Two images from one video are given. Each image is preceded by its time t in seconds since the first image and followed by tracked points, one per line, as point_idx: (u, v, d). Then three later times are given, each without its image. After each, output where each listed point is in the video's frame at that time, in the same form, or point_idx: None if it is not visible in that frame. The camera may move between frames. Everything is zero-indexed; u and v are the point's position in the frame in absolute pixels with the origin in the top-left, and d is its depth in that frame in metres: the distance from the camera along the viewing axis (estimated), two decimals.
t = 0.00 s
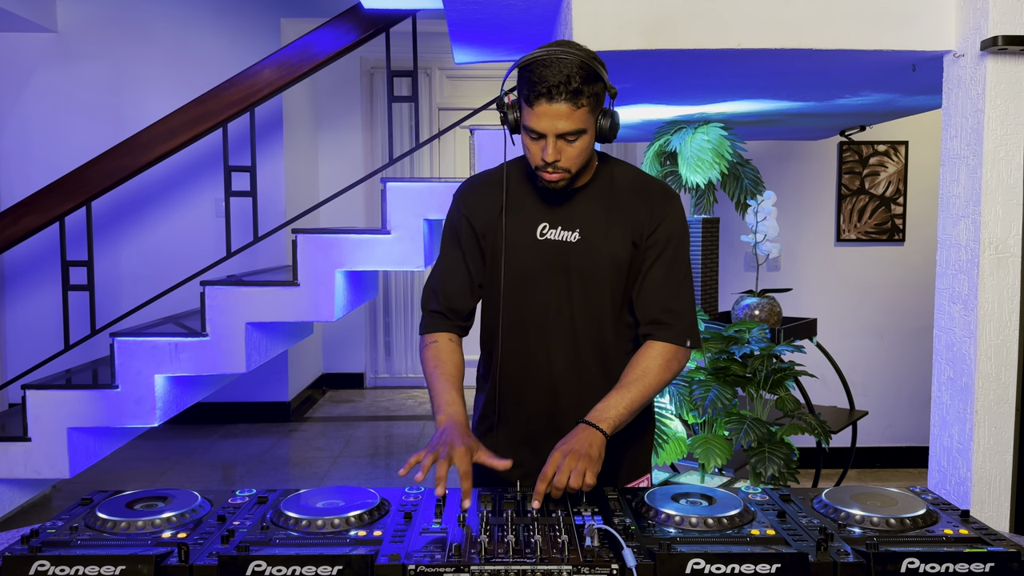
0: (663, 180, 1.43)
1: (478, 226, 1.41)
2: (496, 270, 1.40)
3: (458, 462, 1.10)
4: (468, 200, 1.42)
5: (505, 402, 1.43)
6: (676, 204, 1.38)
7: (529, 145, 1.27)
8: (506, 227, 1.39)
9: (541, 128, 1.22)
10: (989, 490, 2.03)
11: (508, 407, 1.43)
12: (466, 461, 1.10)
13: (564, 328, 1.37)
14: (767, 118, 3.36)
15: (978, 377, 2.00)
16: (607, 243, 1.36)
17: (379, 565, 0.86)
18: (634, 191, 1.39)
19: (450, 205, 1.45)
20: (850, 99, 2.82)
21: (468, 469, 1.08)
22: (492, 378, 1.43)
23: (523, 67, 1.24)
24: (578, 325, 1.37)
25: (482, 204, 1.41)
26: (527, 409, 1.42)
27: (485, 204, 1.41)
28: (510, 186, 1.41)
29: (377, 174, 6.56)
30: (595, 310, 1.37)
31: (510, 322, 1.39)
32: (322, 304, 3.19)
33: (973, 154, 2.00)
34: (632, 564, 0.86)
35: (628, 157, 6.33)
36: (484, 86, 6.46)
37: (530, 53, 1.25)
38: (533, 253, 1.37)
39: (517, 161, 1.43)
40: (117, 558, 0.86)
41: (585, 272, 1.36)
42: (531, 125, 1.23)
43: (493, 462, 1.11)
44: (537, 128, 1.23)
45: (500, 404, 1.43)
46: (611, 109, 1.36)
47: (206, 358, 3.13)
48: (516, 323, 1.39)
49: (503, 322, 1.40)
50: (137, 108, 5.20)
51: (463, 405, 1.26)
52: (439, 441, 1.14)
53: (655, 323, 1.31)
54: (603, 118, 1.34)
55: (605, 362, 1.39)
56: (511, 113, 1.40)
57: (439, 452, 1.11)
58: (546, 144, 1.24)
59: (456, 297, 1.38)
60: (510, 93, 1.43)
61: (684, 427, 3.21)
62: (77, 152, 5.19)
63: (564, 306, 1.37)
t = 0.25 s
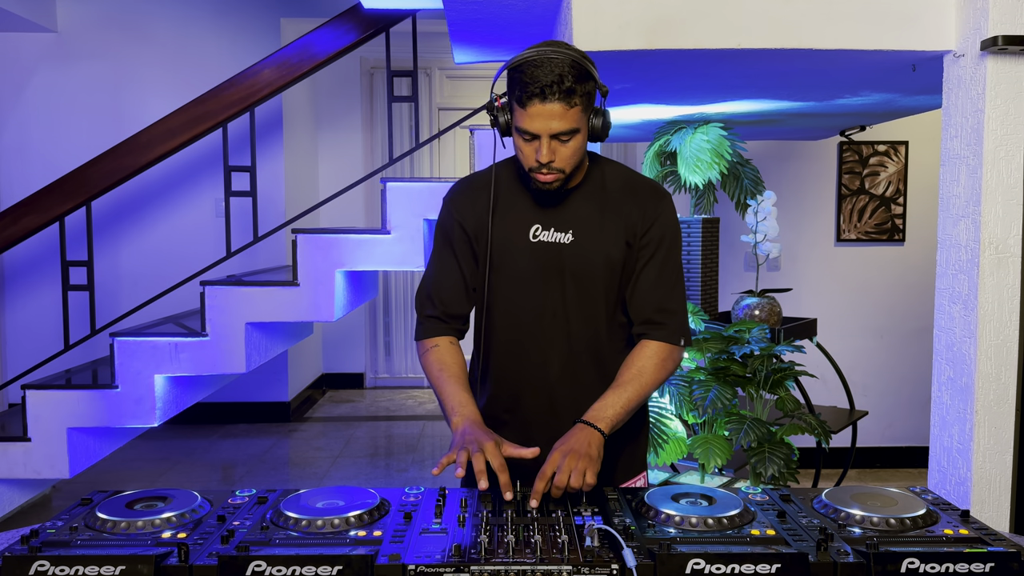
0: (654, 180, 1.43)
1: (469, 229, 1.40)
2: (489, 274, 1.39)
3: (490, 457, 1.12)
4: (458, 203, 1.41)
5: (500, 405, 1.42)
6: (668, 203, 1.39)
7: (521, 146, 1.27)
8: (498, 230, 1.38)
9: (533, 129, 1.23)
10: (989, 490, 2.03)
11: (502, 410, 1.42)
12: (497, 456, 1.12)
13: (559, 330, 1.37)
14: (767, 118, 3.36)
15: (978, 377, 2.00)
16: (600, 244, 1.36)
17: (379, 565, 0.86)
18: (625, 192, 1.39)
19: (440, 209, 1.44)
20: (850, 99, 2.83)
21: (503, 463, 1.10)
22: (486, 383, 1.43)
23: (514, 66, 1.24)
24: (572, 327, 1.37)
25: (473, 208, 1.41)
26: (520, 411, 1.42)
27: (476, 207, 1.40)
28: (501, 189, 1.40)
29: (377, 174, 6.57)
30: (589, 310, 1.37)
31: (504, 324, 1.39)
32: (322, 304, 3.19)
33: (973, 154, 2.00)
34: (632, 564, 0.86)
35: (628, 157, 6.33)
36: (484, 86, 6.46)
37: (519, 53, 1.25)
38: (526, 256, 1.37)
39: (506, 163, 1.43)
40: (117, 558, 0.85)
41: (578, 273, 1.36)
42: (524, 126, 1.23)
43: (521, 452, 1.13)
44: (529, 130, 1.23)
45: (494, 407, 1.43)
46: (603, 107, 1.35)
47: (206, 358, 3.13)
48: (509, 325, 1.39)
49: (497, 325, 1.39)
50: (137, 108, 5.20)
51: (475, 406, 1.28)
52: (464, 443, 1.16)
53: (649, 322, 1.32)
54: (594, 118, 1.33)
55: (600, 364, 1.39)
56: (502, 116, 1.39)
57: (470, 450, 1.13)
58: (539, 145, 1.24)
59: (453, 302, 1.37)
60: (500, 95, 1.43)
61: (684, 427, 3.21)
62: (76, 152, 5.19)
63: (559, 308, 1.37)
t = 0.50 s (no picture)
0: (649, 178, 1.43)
1: (463, 231, 1.41)
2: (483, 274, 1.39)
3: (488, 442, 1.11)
4: (452, 203, 1.42)
5: (497, 406, 1.42)
6: (663, 201, 1.39)
7: (516, 150, 1.27)
8: (493, 230, 1.38)
9: (529, 132, 1.22)
10: (989, 490, 2.03)
11: (500, 410, 1.42)
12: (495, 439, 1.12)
13: (555, 330, 1.37)
14: (767, 118, 3.36)
15: (978, 377, 2.00)
16: (596, 243, 1.36)
17: (379, 565, 0.86)
18: (620, 190, 1.39)
19: (434, 210, 1.44)
20: (850, 99, 2.83)
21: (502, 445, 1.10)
22: (482, 384, 1.42)
23: (505, 71, 1.23)
24: (569, 326, 1.37)
25: (466, 208, 1.41)
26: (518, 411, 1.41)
27: (469, 209, 1.41)
28: (495, 189, 1.41)
29: (377, 174, 6.57)
30: (585, 309, 1.37)
31: (500, 324, 1.39)
32: (322, 304, 3.19)
33: (973, 154, 2.00)
34: (632, 564, 0.86)
35: (628, 157, 6.33)
36: (484, 86, 6.46)
37: (510, 57, 1.25)
38: (521, 255, 1.37)
39: (500, 164, 1.43)
40: (117, 558, 0.85)
41: (574, 272, 1.36)
42: (519, 130, 1.23)
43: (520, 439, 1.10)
44: (524, 133, 1.23)
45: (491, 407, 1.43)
46: (595, 108, 1.35)
47: (206, 358, 3.13)
48: (505, 325, 1.39)
49: (492, 325, 1.39)
50: (137, 108, 5.20)
51: (471, 402, 1.27)
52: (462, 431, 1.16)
53: (648, 319, 1.32)
54: (587, 118, 1.34)
55: (597, 362, 1.39)
56: (495, 120, 1.38)
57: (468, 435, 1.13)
58: (535, 148, 1.24)
59: (445, 304, 1.38)
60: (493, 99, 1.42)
61: (684, 427, 3.21)
62: (76, 152, 5.19)
63: (555, 307, 1.37)
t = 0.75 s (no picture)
0: (646, 176, 1.43)
1: (459, 229, 1.40)
2: (480, 272, 1.39)
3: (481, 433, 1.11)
4: (449, 201, 1.41)
5: (494, 404, 1.42)
6: (660, 199, 1.39)
7: (515, 143, 1.27)
8: (490, 228, 1.38)
9: (527, 123, 1.22)
10: (989, 490, 2.03)
11: (497, 409, 1.42)
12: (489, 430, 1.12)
13: (553, 327, 1.37)
14: (766, 118, 3.36)
15: (978, 377, 2.00)
16: (593, 241, 1.36)
17: (379, 565, 0.86)
18: (618, 188, 1.39)
19: (430, 208, 1.44)
20: (850, 99, 2.83)
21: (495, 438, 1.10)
22: (477, 382, 1.42)
23: (505, 62, 1.23)
24: (567, 325, 1.37)
25: (463, 206, 1.41)
26: (515, 410, 1.41)
27: (466, 206, 1.41)
28: (491, 187, 1.40)
29: (377, 174, 6.57)
30: (582, 308, 1.37)
31: (497, 322, 1.39)
32: (322, 304, 3.19)
33: (973, 154, 2.00)
34: (632, 564, 0.86)
35: (628, 157, 6.34)
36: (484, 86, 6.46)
37: (509, 49, 1.25)
38: (517, 253, 1.37)
39: (496, 162, 1.43)
40: (117, 558, 0.85)
41: (571, 270, 1.36)
42: (517, 121, 1.23)
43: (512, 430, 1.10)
44: (523, 124, 1.23)
45: (488, 405, 1.43)
46: (594, 103, 1.35)
47: (206, 358, 3.13)
48: (502, 323, 1.39)
49: (489, 323, 1.39)
50: (137, 108, 5.20)
51: (466, 395, 1.27)
52: (455, 426, 1.15)
53: (648, 318, 1.32)
54: (586, 113, 1.33)
55: (595, 361, 1.39)
56: (493, 114, 1.38)
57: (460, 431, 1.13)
58: (533, 139, 1.24)
59: (439, 301, 1.39)
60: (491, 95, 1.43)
61: (684, 427, 3.21)
62: (76, 152, 5.18)
63: (552, 305, 1.37)
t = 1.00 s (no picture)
0: (645, 178, 1.43)
1: (459, 232, 1.40)
2: (480, 275, 1.39)
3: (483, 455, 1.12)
4: (448, 204, 1.41)
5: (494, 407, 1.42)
6: (659, 202, 1.39)
7: (513, 149, 1.27)
8: (489, 231, 1.38)
9: (525, 130, 1.22)
10: (989, 490, 2.03)
11: (497, 411, 1.42)
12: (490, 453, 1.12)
13: (552, 330, 1.37)
14: (766, 118, 3.36)
15: (978, 377, 2.00)
16: (592, 244, 1.36)
17: (379, 565, 0.86)
18: (616, 190, 1.39)
19: (430, 211, 1.44)
20: (850, 99, 2.83)
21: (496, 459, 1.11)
22: (477, 385, 1.42)
23: (501, 70, 1.23)
24: (566, 327, 1.37)
25: (462, 209, 1.41)
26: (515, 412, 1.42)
27: (466, 209, 1.41)
28: (491, 189, 1.40)
29: (377, 174, 6.57)
30: (581, 310, 1.37)
31: (496, 324, 1.39)
32: (322, 304, 3.19)
33: (973, 154, 2.00)
34: (632, 564, 0.86)
35: (628, 157, 6.34)
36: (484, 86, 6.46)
37: (506, 55, 1.24)
38: (517, 256, 1.37)
39: (496, 165, 1.43)
40: (117, 558, 0.85)
41: (570, 272, 1.36)
42: (515, 129, 1.23)
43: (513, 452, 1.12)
44: (521, 131, 1.23)
45: (488, 408, 1.43)
46: (591, 106, 1.35)
47: (206, 358, 3.13)
48: (501, 326, 1.39)
49: (488, 325, 1.39)
50: (137, 108, 5.20)
51: (468, 409, 1.27)
52: (457, 445, 1.16)
53: (645, 321, 1.32)
54: (583, 117, 1.33)
55: (593, 363, 1.39)
56: (491, 119, 1.38)
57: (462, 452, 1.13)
58: (532, 146, 1.24)
59: (441, 305, 1.38)
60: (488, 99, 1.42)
61: (684, 427, 3.21)
62: (76, 152, 5.18)
63: (550, 308, 1.37)
